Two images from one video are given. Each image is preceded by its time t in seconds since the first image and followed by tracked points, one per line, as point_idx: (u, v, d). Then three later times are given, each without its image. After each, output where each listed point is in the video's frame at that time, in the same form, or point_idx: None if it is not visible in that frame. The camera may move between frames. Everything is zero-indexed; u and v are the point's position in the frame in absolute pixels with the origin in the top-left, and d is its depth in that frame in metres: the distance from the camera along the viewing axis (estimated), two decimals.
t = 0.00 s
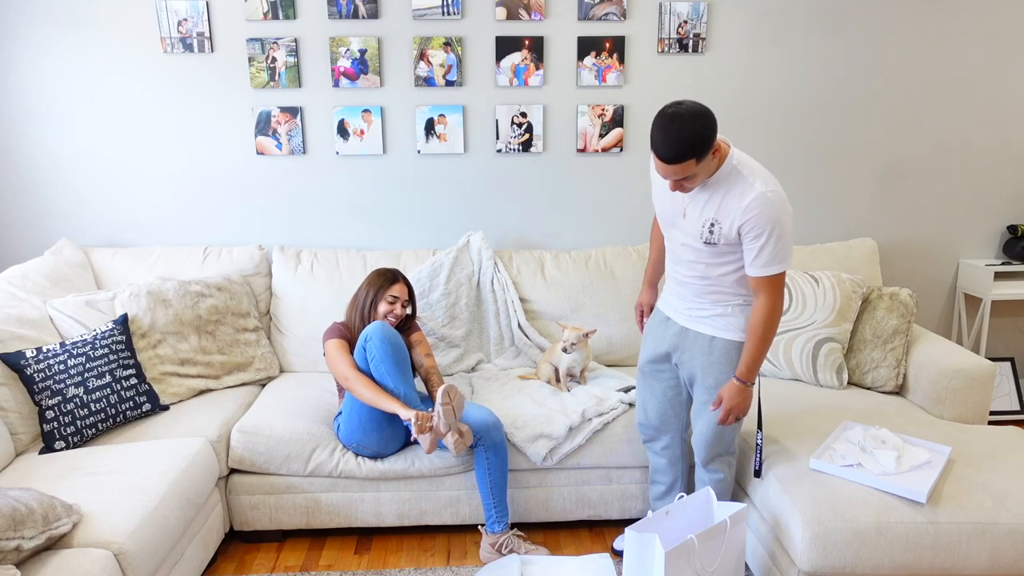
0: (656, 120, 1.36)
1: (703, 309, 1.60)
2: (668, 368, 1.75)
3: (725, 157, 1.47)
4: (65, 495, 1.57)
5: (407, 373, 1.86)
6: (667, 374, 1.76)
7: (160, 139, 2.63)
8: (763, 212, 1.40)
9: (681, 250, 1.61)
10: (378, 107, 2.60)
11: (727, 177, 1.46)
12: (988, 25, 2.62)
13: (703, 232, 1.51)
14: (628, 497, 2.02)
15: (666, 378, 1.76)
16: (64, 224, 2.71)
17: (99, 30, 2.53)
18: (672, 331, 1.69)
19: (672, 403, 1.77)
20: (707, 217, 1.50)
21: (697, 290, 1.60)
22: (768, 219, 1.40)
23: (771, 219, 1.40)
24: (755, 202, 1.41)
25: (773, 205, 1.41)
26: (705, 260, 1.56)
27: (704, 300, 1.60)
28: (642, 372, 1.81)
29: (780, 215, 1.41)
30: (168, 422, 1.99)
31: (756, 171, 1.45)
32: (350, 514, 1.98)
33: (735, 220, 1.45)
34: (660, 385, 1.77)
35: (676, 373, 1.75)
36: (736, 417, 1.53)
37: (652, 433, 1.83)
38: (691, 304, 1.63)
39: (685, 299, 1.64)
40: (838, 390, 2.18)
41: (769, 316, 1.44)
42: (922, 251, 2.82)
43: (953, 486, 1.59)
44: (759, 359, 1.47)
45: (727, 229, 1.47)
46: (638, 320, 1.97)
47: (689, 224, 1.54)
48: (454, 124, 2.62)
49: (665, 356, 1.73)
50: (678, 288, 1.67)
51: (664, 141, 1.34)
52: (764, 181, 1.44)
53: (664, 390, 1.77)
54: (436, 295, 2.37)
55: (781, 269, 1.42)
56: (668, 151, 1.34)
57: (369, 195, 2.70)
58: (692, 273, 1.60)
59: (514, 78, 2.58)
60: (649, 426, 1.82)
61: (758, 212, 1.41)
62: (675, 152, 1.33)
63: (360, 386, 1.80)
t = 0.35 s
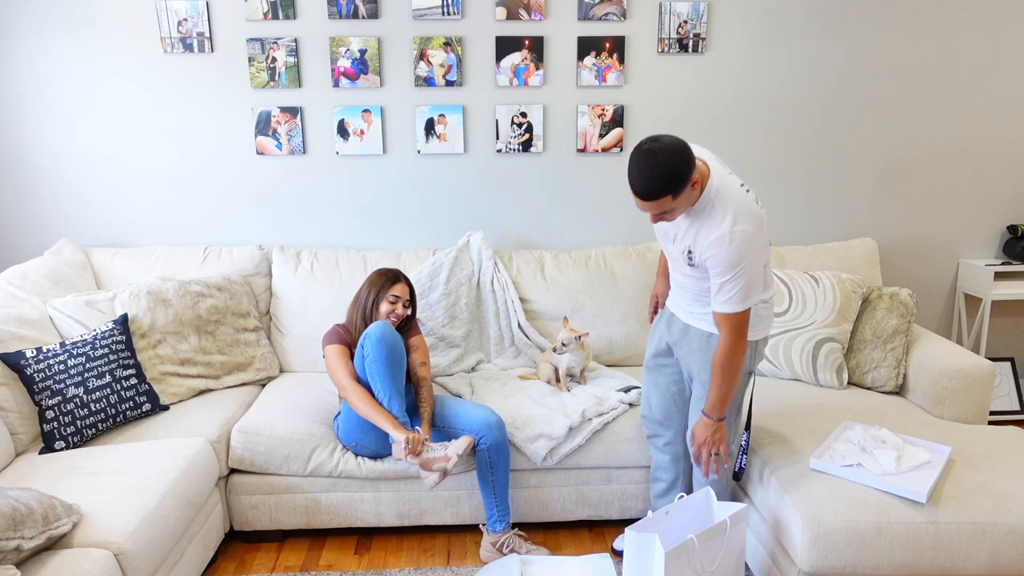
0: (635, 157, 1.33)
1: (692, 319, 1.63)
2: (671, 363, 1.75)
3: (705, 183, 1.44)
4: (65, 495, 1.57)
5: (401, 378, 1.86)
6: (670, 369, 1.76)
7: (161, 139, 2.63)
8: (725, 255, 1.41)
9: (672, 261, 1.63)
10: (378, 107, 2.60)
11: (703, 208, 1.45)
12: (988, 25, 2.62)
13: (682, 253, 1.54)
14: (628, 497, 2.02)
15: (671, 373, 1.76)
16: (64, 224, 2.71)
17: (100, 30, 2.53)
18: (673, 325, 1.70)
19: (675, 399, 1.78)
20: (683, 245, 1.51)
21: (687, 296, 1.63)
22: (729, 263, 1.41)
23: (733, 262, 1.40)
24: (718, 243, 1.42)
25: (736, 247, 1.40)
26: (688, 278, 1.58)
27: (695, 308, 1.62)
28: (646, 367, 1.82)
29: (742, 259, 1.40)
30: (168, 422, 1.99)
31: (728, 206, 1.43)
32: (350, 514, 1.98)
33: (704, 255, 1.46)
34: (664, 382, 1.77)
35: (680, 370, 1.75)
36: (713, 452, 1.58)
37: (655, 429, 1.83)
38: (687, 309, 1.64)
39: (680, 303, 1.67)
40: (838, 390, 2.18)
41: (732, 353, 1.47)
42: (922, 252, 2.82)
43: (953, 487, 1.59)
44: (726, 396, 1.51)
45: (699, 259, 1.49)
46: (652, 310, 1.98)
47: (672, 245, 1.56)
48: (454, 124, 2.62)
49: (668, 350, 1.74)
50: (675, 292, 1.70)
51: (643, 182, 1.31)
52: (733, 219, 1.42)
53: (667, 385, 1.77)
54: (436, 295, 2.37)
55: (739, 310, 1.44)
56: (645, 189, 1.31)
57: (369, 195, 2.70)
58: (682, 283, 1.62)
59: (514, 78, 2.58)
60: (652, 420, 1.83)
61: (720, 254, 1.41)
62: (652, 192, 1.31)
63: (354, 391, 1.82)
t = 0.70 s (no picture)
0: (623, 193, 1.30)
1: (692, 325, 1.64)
2: (675, 364, 1.76)
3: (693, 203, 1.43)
4: (65, 495, 1.57)
5: (399, 389, 1.84)
6: (675, 370, 1.77)
7: (160, 140, 2.63)
8: (715, 278, 1.40)
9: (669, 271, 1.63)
10: (378, 107, 2.60)
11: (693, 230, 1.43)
12: (988, 25, 2.62)
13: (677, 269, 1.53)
14: (628, 497, 2.02)
15: (676, 373, 1.78)
16: (64, 224, 2.71)
17: (100, 30, 2.53)
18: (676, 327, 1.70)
19: (680, 398, 1.79)
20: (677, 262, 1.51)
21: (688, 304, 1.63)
22: (719, 286, 1.40)
23: (723, 283, 1.40)
24: (708, 264, 1.41)
25: (724, 270, 1.40)
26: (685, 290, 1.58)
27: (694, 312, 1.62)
28: (650, 368, 1.83)
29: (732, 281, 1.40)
30: (168, 422, 1.99)
31: (717, 225, 1.41)
32: (350, 514, 1.98)
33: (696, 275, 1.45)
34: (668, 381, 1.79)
35: (684, 370, 1.76)
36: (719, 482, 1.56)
37: (661, 428, 1.85)
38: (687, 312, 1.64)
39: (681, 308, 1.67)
40: (838, 390, 2.18)
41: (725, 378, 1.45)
42: (922, 251, 2.82)
43: (953, 486, 1.59)
44: (729, 423, 1.49)
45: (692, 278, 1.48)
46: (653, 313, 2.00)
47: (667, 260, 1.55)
48: (454, 124, 2.62)
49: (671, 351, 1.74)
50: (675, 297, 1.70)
51: (637, 219, 1.28)
52: (723, 238, 1.41)
53: (672, 385, 1.79)
54: (436, 295, 2.37)
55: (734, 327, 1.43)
56: (637, 225, 1.29)
57: (369, 195, 2.70)
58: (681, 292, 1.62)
59: (514, 78, 2.58)
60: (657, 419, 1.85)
61: (711, 276, 1.41)
62: (646, 226, 1.29)
63: (343, 401, 1.83)
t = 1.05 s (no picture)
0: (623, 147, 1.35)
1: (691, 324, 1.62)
2: (667, 368, 1.75)
3: (699, 174, 1.46)
4: (64, 495, 1.57)
5: (406, 395, 1.84)
6: (668, 375, 1.75)
7: (160, 140, 2.63)
8: (741, 235, 1.38)
9: (672, 262, 1.61)
10: (378, 107, 2.60)
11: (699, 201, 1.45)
12: (988, 25, 2.62)
13: (689, 251, 1.51)
14: (628, 497, 2.02)
15: (667, 378, 1.76)
16: (64, 224, 2.70)
17: (100, 30, 2.53)
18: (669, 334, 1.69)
19: (674, 402, 1.77)
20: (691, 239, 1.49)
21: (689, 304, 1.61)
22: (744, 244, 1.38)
23: (749, 241, 1.38)
24: (729, 225, 1.40)
25: (748, 225, 1.39)
26: (692, 276, 1.56)
27: (695, 306, 1.59)
28: (642, 373, 1.80)
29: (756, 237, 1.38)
30: (168, 421, 1.99)
31: (731, 190, 1.43)
32: (350, 514, 1.98)
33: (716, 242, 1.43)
34: (662, 384, 1.77)
35: (677, 374, 1.74)
36: (735, 450, 1.51)
37: (655, 432, 1.83)
38: (687, 310, 1.62)
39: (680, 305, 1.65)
40: (838, 390, 2.18)
41: (758, 345, 1.40)
42: (921, 252, 2.82)
43: (953, 487, 1.59)
44: (756, 391, 1.44)
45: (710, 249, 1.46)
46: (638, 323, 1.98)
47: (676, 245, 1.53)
48: (454, 124, 2.62)
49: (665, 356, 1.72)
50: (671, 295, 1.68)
51: (630, 171, 1.33)
52: (739, 200, 1.42)
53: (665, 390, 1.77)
54: (436, 295, 2.37)
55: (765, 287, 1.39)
56: (634, 175, 1.32)
57: (369, 195, 2.70)
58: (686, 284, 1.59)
59: (514, 78, 2.58)
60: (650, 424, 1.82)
61: (735, 236, 1.39)
62: (643, 176, 1.32)
63: (350, 402, 1.83)
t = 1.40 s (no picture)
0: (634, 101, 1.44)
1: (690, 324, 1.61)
2: (663, 372, 1.74)
3: (717, 146, 1.50)
4: (64, 495, 1.57)
5: (406, 399, 1.83)
6: (665, 380, 1.75)
7: (160, 140, 2.63)
8: (764, 200, 1.39)
9: (678, 247, 1.60)
10: (378, 107, 2.60)
11: (713, 169, 1.48)
12: (988, 25, 2.62)
13: (703, 224, 1.51)
14: (629, 497, 2.02)
15: (663, 383, 1.76)
16: (64, 224, 2.71)
17: (100, 30, 2.53)
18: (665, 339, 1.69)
19: (671, 407, 1.77)
20: (704, 209, 1.50)
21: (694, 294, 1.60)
22: (760, 206, 1.40)
23: (770, 206, 1.39)
24: (746, 190, 1.41)
25: (770, 191, 1.40)
26: (700, 258, 1.56)
27: (698, 301, 1.59)
28: (639, 379, 1.81)
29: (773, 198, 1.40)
30: (168, 422, 1.99)
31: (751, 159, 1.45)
32: (350, 514, 1.98)
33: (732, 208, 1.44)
34: (659, 388, 1.77)
35: (673, 379, 1.74)
36: (740, 418, 1.51)
37: (651, 437, 1.83)
38: (688, 310, 1.61)
39: (681, 301, 1.63)
40: (838, 390, 2.18)
41: (766, 309, 1.43)
42: (921, 252, 2.82)
43: (952, 487, 1.59)
44: (761, 358, 1.45)
45: (724, 218, 1.47)
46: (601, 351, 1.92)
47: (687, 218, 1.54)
48: (454, 124, 2.62)
49: (663, 361, 1.72)
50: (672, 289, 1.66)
51: (634, 121, 1.42)
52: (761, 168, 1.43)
53: (662, 395, 1.77)
54: (436, 295, 2.37)
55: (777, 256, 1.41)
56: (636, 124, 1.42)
57: (369, 195, 2.70)
58: (691, 271, 1.59)
59: (514, 78, 2.58)
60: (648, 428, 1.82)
61: (758, 201, 1.40)
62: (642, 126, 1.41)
63: (350, 405, 1.82)
